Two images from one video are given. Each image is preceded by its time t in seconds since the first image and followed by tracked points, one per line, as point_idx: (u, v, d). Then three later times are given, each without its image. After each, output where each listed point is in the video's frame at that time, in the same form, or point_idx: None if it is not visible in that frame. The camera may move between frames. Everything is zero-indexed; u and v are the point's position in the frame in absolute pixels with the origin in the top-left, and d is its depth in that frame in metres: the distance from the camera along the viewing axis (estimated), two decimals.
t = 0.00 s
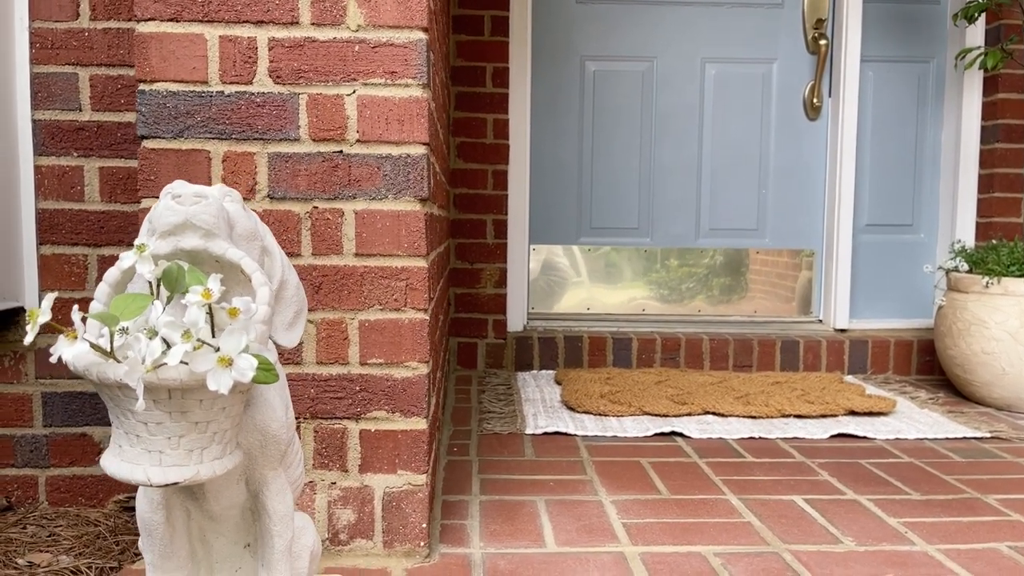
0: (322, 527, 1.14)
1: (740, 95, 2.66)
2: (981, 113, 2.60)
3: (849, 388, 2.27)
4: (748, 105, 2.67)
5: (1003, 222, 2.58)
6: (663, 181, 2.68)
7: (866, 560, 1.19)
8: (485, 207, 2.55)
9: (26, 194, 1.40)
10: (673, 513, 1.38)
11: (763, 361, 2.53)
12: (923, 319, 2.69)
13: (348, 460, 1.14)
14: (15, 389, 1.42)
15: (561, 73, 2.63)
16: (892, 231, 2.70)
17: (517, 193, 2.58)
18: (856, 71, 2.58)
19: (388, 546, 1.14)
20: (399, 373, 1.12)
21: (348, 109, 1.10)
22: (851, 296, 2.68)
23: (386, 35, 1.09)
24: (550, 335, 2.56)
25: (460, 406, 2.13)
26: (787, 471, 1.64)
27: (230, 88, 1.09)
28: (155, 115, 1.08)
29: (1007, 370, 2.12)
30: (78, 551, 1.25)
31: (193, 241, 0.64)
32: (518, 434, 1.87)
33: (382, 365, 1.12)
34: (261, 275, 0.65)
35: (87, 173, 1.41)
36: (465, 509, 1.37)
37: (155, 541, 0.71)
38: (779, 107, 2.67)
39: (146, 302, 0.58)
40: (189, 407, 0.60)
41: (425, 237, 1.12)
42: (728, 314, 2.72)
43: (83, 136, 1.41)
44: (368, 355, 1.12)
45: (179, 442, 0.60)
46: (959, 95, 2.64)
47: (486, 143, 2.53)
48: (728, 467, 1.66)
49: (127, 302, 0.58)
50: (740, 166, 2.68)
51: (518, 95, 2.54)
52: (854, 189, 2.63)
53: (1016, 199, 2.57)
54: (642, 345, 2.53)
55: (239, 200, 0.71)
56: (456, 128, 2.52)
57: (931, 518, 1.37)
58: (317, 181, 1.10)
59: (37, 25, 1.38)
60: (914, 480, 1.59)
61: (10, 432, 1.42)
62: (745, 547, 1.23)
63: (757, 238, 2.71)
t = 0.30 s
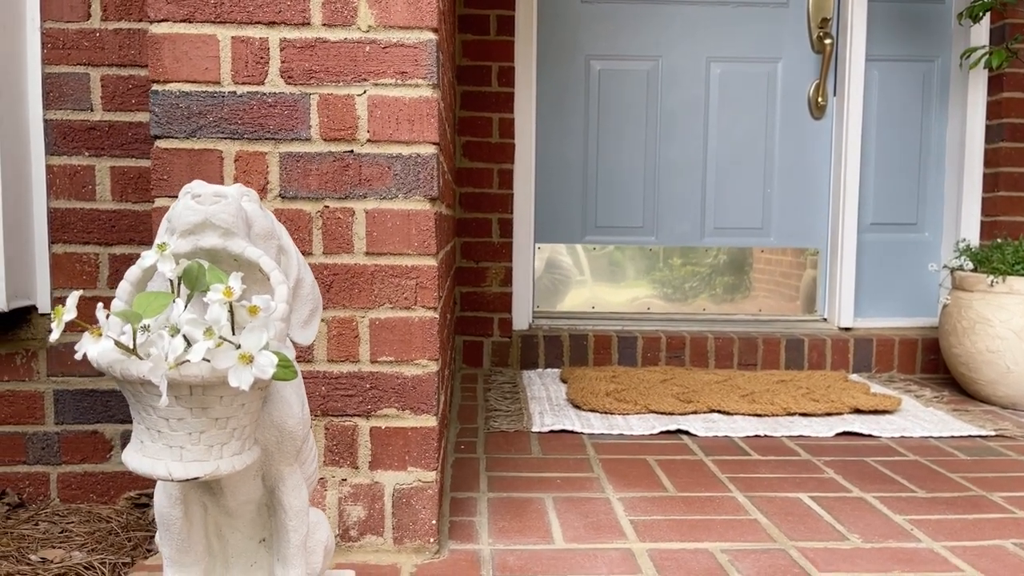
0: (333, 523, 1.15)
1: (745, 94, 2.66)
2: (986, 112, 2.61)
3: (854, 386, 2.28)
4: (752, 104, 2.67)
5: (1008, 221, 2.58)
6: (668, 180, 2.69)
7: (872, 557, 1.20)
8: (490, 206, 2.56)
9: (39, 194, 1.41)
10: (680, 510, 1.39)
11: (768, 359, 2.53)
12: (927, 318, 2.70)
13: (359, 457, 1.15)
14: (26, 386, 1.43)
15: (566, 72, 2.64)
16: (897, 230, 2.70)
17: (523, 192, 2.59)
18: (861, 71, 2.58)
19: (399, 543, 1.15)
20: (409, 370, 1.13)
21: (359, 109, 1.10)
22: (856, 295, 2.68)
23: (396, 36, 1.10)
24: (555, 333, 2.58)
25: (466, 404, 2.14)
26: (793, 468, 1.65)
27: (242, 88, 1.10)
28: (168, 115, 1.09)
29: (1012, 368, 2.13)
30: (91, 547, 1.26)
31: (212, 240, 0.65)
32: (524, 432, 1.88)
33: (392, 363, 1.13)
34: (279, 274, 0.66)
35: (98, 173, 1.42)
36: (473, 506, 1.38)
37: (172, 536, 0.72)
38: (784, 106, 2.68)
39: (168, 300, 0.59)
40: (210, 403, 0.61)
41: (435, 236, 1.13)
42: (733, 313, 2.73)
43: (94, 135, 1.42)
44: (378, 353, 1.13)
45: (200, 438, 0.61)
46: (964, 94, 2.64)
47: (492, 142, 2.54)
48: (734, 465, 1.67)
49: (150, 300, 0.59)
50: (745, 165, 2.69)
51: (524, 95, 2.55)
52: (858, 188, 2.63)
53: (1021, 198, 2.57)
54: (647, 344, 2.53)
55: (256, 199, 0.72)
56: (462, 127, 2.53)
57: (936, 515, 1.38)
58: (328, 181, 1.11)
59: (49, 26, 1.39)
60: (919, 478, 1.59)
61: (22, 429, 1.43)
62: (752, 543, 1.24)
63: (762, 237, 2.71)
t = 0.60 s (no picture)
0: (337, 515, 1.16)
1: (748, 91, 2.67)
2: (989, 109, 2.61)
3: (857, 382, 2.28)
4: (755, 101, 2.67)
5: (1011, 218, 2.56)
6: (671, 177, 2.69)
7: (872, 549, 1.21)
8: (493, 203, 2.57)
9: (44, 190, 1.42)
10: (681, 504, 1.39)
11: (771, 356, 2.54)
12: (929, 315, 2.70)
13: (363, 449, 1.16)
14: (33, 380, 1.44)
15: (568, 69, 2.65)
16: (900, 227, 2.70)
17: (526, 189, 2.60)
18: (863, 68, 2.58)
19: (402, 534, 1.16)
20: (413, 364, 1.14)
21: (363, 104, 1.11)
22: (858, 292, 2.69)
23: (400, 32, 1.11)
24: (558, 330, 2.58)
25: (470, 400, 2.15)
26: (794, 463, 1.66)
27: (247, 83, 1.11)
28: (173, 111, 1.10)
29: (1014, 365, 2.13)
30: (97, 539, 1.27)
31: (218, 231, 0.65)
32: (527, 427, 1.89)
33: (396, 357, 1.14)
34: (284, 264, 0.66)
35: (104, 168, 1.43)
36: (476, 499, 1.39)
37: (179, 524, 0.73)
38: (786, 103, 2.68)
39: (175, 290, 0.60)
40: (216, 391, 0.61)
41: (438, 230, 1.14)
42: (735, 310, 2.73)
43: (100, 131, 1.43)
44: (382, 346, 1.14)
45: (206, 425, 0.62)
46: (967, 91, 2.64)
47: (495, 139, 2.55)
48: (735, 459, 1.68)
49: (158, 289, 0.60)
50: (748, 162, 2.70)
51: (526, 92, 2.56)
52: (861, 185, 2.63)
53: None
54: (649, 340, 2.54)
55: (262, 191, 0.72)
56: (465, 124, 2.54)
57: (937, 509, 1.38)
58: (332, 175, 1.12)
59: (55, 22, 1.40)
60: (921, 472, 1.60)
61: (28, 423, 1.44)
62: (753, 536, 1.25)
63: (764, 234, 2.72)
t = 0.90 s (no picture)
0: (338, 511, 1.16)
1: (751, 89, 2.66)
2: (993, 107, 2.60)
3: (860, 381, 2.28)
4: (758, 99, 2.67)
5: (1014, 216, 2.56)
6: (673, 175, 2.69)
7: (874, 547, 1.21)
8: (496, 201, 2.57)
9: (47, 186, 1.42)
10: (683, 501, 1.39)
11: (773, 354, 2.54)
12: (933, 313, 2.70)
13: (364, 446, 1.16)
14: (35, 377, 1.44)
15: (570, 67, 2.64)
16: (903, 225, 2.70)
17: (529, 187, 2.60)
18: (867, 65, 2.58)
19: (403, 531, 1.16)
20: (414, 361, 1.14)
21: (364, 101, 1.11)
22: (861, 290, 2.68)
23: (401, 28, 1.11)
24: (561, 328, 2.58)
25: (472, 398, 2.15)
26: (796, 461, 1.65)
27: (248, 80, 1.11)
28: (175, 107, 1.10)
29: (1018, 363, 2.12)
30: (99, 535, 1.28)
31: (218, 226, 0.65)
32: (529, 425, 1.89)
33: (396, 353, 1.14)
34: (283, 259, 0.66)
35: (107, 165, 1.44)
36: (478, 497, 1.39)
37: (178, 519, 0.73)
38: (789, 101, 2.67)
39: (174, 284, 0.60)
40: (215, 386, 0.61)
41: (439, 227, 1.13)
42: (738, 309, 2.73)
43: (102, 129, 1.43)
44: (383, 343, 1.14)
45: (206, 420, 0.62)
46: (970, 89, 2.63)
47: (497, 137, 2.55)
48: (737, 457, 1.67)
49: (156, 284, 0.60)
50: (751, 160, 2.69)
51: (529, 90, 2.56)
52: (864, 183, 2.63)
53: None
54: (652, 339, 2.54)
55: (262, 187, 0.72)
56: (467, 122, 2.54)
57: (940, 507, 1.38)
58: (333, 172, 1.12)
59: (56, 20, 1.41)
60: (923, 470, 1.59)
61: (31, 420, 1.45)
62: (755, 534, 1.25)
63: (767, 232, 2.71)
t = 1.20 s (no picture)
0: (338, 511, 1.16)
1: (754, 88, 2.65)
2: (997, 105, 2.59)
3: (863, 380, 2.27)
4: (761, 97, 2.66)
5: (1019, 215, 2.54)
6: (676, 174, 2.68)
7: (878, 548, 1.20)
8: (497, 200, 2.56)
9: (47, 185, 1.42)
10: (685, 502, 1.38)
11: (776, 354, 2.53)
12: (937, 313, 2.69)
13: (364, 446, 1.15)
14: (36, 377, 1.44)
15: (572, 65, 2.64)
16: (907, 224, 2.69)
17: (532, 186, 2.59)
18: (870, 63, 2.57)
19: (404, 532, 1.16)
20: (414, 360, 1.14)
21: (364, 99, 1.11)
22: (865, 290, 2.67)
23: (401, 26, 1.10)
24: (563, 328, 2.58)
25: (474, 397, 2.14)
26: (799, 461, 1.65)
27: (248, 78, 1.10)
28: (175, 106, 1.10)
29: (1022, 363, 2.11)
30: (100, 535, 1.27)
31: (216, 225, 0.65)
32: (531, 424, 1.89)
33: (397, 353, 1.13)
34: (282, 258, 0.66)
35: (107, 164, 1.43)
36: (479, 497, 1.38)
37: (177, 521, 0.73)
38: (793, 100, 2.66)
39: (171, 283, 0.59)
40: (213, 386, 0.61)
41: (440, 226, 1.13)
42: (741, 309, 2.73)
43: (102, 127, 1.43)
44: (383, 343, 1.13)
45: (203, 421, 0.62)
46: (975, 87, 2.62)
47: (500, 136, 2.54)
48: (740, 457, 1.67)
49: (153, 283, 0.59)
50: (754, 159, 2.68)
51: (531, 88, 2.55)
52: (868, 182, 2.62)
53: None
54: (655, 338, 2.53)
55: (260, 186, 0.72)
56: (469, 121, 2.53)
57: (944, 508, 1.37)
58: (334, 171, 1.12)
59: (57, 18, 1.40)
60: (927, 471, 1.59)
61: (31, 419, 1.44)
62: (758, 535, 1.24)
63: (770, 232, 2.71)
